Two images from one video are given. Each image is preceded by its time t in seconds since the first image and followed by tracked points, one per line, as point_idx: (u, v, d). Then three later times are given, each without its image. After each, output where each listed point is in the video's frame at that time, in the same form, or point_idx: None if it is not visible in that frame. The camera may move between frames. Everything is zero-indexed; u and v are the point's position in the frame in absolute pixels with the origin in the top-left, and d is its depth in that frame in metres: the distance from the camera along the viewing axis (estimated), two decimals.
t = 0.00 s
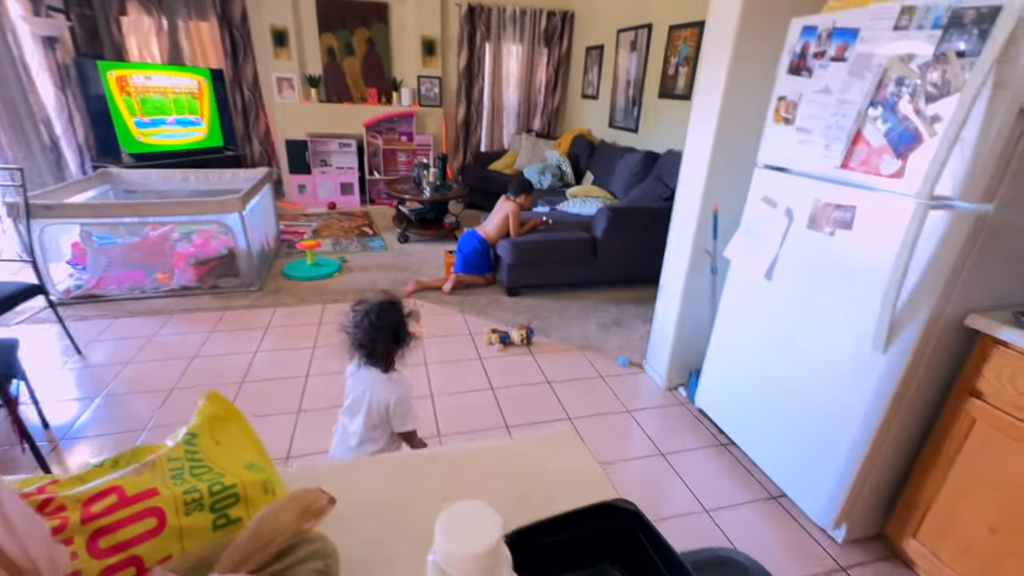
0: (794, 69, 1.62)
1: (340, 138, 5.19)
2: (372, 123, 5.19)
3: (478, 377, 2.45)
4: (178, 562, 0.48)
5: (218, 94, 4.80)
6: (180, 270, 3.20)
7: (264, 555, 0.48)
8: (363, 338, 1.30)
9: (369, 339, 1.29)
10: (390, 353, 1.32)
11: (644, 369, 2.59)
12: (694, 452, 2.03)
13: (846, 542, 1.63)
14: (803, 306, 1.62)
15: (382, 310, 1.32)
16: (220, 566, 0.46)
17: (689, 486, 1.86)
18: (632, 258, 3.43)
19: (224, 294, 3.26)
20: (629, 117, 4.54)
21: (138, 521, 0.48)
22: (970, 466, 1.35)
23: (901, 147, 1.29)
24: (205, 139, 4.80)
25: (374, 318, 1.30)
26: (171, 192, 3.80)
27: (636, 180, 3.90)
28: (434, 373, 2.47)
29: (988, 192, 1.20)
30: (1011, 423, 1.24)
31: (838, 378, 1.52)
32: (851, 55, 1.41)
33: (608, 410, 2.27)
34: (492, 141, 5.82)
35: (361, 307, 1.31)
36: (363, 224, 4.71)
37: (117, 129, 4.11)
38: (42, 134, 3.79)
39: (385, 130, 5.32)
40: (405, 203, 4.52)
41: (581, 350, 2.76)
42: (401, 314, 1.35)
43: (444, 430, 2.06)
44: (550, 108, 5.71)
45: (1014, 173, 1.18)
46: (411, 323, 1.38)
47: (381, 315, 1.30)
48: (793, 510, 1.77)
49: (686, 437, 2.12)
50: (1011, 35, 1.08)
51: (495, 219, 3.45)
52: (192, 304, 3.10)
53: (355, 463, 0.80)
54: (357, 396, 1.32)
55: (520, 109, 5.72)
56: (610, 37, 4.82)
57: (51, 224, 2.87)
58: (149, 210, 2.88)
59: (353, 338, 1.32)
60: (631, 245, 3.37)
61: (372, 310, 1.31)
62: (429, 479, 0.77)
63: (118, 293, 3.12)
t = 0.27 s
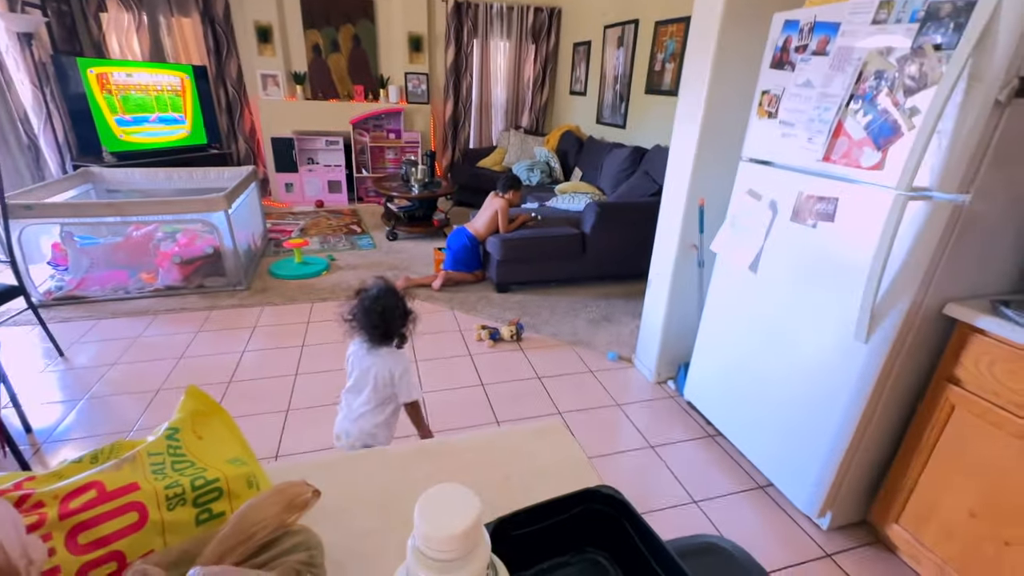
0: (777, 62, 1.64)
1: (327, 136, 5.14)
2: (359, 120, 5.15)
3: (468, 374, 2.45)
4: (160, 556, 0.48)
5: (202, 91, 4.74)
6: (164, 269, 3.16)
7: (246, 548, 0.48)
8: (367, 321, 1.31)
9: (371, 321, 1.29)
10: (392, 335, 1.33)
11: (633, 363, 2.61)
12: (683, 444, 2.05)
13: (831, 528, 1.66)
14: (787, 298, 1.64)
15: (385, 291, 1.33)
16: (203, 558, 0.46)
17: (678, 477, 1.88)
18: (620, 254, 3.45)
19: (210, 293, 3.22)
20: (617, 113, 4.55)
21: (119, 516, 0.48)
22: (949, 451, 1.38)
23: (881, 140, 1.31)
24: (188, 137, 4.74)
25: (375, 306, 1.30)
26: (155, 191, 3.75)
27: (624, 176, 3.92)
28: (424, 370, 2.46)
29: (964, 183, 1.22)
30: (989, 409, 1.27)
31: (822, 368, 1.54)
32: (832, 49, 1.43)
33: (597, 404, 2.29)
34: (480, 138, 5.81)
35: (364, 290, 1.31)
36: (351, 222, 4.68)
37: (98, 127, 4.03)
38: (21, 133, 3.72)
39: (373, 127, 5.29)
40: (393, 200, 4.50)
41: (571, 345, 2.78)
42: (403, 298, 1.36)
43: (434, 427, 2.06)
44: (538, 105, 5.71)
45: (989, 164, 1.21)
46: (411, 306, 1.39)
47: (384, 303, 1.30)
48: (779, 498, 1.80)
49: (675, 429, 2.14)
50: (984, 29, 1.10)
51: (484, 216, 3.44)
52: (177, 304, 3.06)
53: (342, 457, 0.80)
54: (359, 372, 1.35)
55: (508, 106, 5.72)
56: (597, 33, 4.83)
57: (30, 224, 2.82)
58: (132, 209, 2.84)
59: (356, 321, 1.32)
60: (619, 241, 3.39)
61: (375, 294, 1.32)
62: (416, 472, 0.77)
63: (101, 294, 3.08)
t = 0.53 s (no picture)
0: (754, 70, 1.68)
1: (309, 139, 5.10)
2: (342, 124, 5.12)
3: (455, 378, 2.45)
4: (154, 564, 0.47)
5: (180, 94, 4.66)
6: (142, 276, 3.08)
7: (241, 554, 0.48)
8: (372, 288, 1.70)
9: (377, 289, 1.66)
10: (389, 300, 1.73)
11: (618, 365, 2.64)
12: (669, 444, 2.08)
13: (813, 523, 1.70)
14: (768, 299, 1.68)
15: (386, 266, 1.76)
16: (199, 563, 0.46)
17: (665, 476, 1.90)
18: (604, 257, 3.49)
19: (191, 300, 3.16)
20: (599, 117, 4.61)
21: (112, 524, 0.47)
22: (923, 446, 1.42)
23: (854, 145, 1.35)
24: (166, 141, 4.64)
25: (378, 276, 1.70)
26: (132, 196, 3.67)
27: (607, 180, 3.96)
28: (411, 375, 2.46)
29: (933, 187, 1.28)
30: (959, 403, 1.32)
31: (802, 367, 1.59)
32: (807, 58, 1.48)
33: (584, 405, 2.31)
34: (464, 142, 5.81)
35: (368, 265, 1.69)
36: (335, 227, 4.64)
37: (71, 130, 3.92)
38: None
39: (356, 131, 5.26)
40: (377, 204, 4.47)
41: (557, 347, 2.80)
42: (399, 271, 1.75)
43: (422, 431, 2.06)
44: (521, 109, 5.74)
45: (956, 169, 1.26)
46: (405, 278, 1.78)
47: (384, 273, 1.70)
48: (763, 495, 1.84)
49: (661, 429, 2.17)
50: (950, 39, 1.16)
51: (469, 219, 3.45)
52: (156, 311, 3.00)
53: (333, 463, 0.80)
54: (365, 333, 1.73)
55: (492, 110, 5.74)
56: (579, 39, 4.88)
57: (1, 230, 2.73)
58: (108, 214, 2.78)
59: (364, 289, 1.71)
60: (603, 244, 3.42)
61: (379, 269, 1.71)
62: (408, 476, 0.77)
63: (77, 301, 3.00)
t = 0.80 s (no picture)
0: (745, 75, 1.71)
1: (301, 141, 5.08)
2: (334, 126, 5.10)
3: (449, 381, 2.45)
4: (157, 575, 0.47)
5: (169, 96, 4.62)
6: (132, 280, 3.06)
7: (244, 562, 0.49)
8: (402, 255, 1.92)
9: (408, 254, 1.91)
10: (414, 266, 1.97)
11: (612, 366, 2.66)
12: (663, 445, 2.10)
13: (805, 522, 1.72)
14: (760, 301, 1.70)
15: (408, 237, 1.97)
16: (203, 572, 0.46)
17: (659, 478, 1.92)
18: (597, 259, 3.51)
19: (181, 304, 3.14)
20: (591, 120, 4.63)
21: (114, 534, 0.47)
22: (912, 445, 1.45)
23: (843, 150, 1.38)
24: (156, 143, 4.61)
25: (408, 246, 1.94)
26: (120, 200, 3.63)
27: (600, 182, 3.98)
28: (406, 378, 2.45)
29: (921, 191, 1.30)
30: (946, 403, 1.35)
31: (793, 368, 1.61)
32: (796, 63, 1.50)
33: (579, 407, 2.31)
34: (456, 144, 5.82)
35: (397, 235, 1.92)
36: (327, 229, 4.62)
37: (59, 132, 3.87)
38: None
39: (348, 133, 5.24)
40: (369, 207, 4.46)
41: (551, 349, 2.81)
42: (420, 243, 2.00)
43: (417, 434, 2.05)
44: (514, 111, 5.75)
45: (942, 173, 1.29)
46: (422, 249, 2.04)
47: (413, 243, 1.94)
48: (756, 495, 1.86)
49: (655, 431, 2.18)
50: (935, 46, 1.18)
51: (463, 222, 3.45)
52: (146, 316, 2.97)
53: (332, 469, 0.79)
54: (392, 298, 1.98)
55: (484, 112, 5.75)
56: (571, 42, 4.90)
57: None
58: (97, 217, 2.75)
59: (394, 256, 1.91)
60: (596, 246, 3.44)
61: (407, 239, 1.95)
62: (408, 481, 0.77)
63: (65, 306, 2.97)
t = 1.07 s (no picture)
0: (738, 91, 1.74)
1: (298, 151, 5.10)
2: (331, 136, 5.13)
3: (445, 391, 2.45)
4: None
5: (167, 104, 4.63)
6: (126, 288, 3.04)
7: None
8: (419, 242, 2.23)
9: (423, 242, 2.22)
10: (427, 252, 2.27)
11: (608, 377, 2.66)
12: (658, 457, 2.10)
13: (800, 535, 1.73)
14: (754, 313, 1.71)
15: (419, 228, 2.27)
16: None
17: (655, 490, 1.91)
18: (593, 269, 3.52)
19: (176, 312, 3.12)
20: (587, 132, 4.68)
21: (110, 549, 0.47)
22: (904, 457, 1.46)
23: (835, 165, 1.40)
24: (152, 151, 4.60)
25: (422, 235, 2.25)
26: (115, 208, 3.61)
27: (595, 194, 4.01)
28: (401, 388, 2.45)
29: (910, 206, 1.32)
30: (938, 415, 1.36)
31: (787, 380, 1.62)
32: (788, 80, 1.53)
33: (574, 418, 2.31)
34: (453, 155, 5.85)
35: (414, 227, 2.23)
36: (323, 238, 4.63)
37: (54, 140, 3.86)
38: None
39: (345, 143, 5.27)
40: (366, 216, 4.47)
41: (547, 360, 2.81)
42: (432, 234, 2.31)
43: (412, 445, 2.04)
44: (510, 122, 5.80)
45: (931, 189, 1.31)
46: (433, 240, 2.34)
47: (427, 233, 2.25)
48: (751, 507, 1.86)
49: (650, 442, 2.18)
50: (922, 66, 1.21)
51: (459, 232, 3.47)
52: (140, 324, 2.95)
53: (328, 483, 0.79)
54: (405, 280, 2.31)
55: (481, 123, 5.79)
56: (567, 55, 4.96)
57: None
58: (91, 226, 2.74)
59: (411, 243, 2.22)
60: (592, 257, 3.46)
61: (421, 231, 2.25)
62: (404, 495, 0.78)
63: (58, 315, 2.94)
